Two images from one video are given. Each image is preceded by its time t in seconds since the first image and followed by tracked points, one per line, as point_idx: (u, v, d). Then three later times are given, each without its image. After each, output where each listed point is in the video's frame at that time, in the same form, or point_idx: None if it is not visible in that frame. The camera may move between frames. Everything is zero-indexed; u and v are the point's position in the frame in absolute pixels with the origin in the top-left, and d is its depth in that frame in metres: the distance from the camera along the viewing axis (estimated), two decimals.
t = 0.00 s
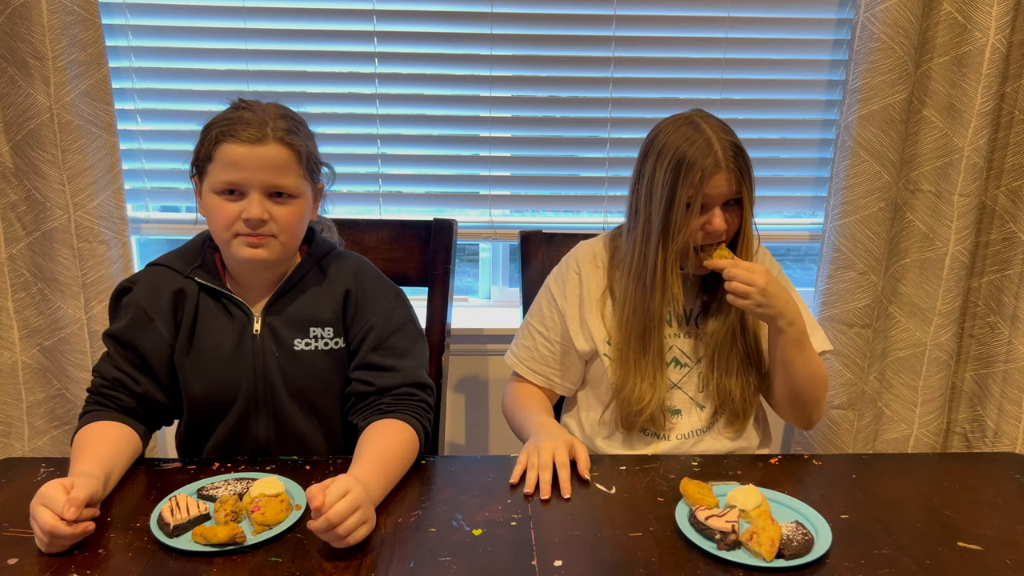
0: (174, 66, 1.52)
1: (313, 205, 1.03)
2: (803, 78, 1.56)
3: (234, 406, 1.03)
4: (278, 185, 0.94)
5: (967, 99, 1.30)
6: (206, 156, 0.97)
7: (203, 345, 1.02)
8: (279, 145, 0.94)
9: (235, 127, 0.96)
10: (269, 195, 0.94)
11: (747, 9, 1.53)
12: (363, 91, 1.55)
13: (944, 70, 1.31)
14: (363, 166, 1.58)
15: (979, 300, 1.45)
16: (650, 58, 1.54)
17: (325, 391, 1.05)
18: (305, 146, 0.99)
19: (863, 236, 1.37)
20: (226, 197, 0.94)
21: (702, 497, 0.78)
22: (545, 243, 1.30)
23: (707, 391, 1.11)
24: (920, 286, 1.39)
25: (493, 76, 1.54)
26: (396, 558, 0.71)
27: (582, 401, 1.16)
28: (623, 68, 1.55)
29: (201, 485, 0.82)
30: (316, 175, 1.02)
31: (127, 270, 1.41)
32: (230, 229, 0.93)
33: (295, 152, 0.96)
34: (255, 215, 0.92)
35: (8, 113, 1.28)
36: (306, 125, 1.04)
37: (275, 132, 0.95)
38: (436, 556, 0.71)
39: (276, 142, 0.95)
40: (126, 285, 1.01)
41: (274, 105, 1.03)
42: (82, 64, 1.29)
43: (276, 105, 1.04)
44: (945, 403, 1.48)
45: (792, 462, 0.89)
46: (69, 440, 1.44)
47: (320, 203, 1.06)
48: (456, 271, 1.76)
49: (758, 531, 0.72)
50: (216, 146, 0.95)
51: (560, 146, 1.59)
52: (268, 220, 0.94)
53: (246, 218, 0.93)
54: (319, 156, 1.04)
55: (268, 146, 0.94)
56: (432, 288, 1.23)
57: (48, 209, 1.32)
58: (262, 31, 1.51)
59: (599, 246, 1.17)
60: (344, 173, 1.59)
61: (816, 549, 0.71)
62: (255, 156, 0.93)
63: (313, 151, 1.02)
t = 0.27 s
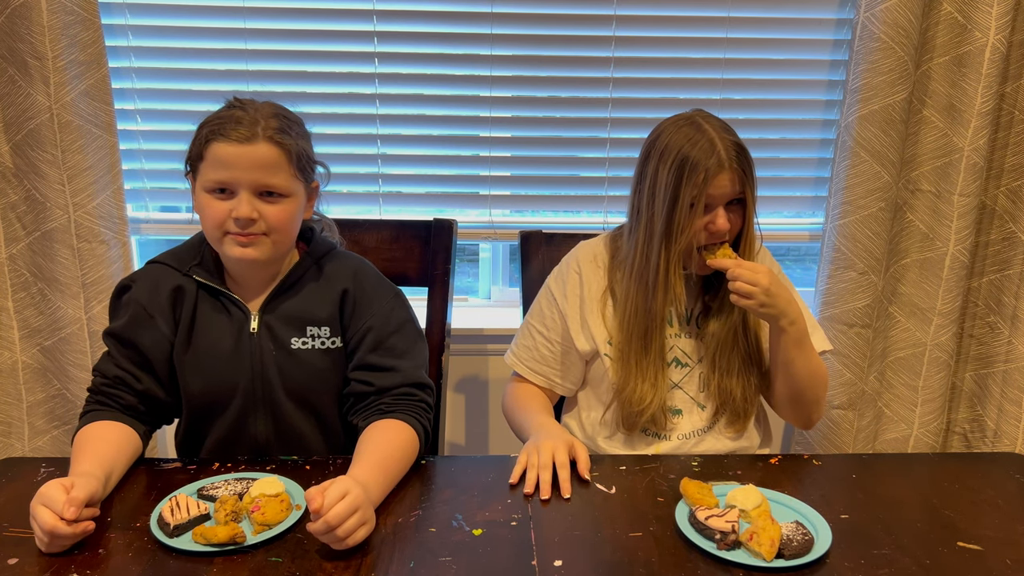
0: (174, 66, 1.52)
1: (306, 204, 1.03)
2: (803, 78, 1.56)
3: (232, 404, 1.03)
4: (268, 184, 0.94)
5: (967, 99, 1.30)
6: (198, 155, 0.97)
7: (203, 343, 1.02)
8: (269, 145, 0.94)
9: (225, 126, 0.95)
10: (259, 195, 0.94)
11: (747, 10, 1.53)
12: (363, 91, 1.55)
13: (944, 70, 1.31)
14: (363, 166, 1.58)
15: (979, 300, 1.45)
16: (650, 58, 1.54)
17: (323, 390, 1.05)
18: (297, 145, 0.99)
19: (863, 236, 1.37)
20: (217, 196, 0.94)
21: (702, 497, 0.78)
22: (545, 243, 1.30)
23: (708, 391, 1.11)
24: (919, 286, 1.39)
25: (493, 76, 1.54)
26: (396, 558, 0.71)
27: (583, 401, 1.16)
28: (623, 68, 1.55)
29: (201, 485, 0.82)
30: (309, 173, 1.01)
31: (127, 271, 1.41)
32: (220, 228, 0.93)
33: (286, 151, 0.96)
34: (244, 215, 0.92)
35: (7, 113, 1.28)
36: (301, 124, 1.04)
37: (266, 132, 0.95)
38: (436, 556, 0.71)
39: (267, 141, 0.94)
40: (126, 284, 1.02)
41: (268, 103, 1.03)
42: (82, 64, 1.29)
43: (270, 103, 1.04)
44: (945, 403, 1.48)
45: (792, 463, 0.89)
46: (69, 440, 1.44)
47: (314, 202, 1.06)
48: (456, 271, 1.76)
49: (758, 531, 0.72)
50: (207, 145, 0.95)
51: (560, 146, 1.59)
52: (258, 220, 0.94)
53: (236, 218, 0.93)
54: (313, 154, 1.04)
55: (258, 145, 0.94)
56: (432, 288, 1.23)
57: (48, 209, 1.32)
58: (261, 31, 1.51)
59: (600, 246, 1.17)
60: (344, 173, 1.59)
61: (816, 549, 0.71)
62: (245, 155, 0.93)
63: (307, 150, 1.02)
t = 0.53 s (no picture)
0: (173, 66, 1.52)
1: (298, 202, 1.03)
2: (803, 78, 1.56)
3: (228, 402, 1.03)
4: (258, 182, 0.94)
5: (967, 99, 1.30)
6: (190, 152, 0.97)
7: (197, 340, 1.02)
8: (260, 143, 0.94)
9: (217, 124, 0.95)
10: (250, 193, 0.94)
11: (747, 9, 1.53)
12: (363, 91, 1.55)
13: (944, 70, 1.31)
14: (363, 166, 1.58)
15: (979, 300, 1.45)
16: (650, 58, 1.54)
17: (320, 390, 1.05)
18: (289, 143, 0.98)
19: (863, 236, 1.37)
20: (207, 193, 0.94)
21: (702, 497, 0.78)
22: (545, 242, 1.30)
23: (708, 391, 1.11)
24: (920, 286, 1.39)
25: (493, 76, 1.54)
26: (396, 558, 0.71)
27: (583, 401, 1.16)
28: (623, 68, 1.55)
29: (201, 485, 0.82)
30: (301, 171, 1.01)
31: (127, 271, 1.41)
32: (211, 226, 0.93)
33: (277, 149, 0.95)
34: (234, 212, 0.92)
35: (8, 113, 1.28)
36: (294, 122, 1.04)
37: (257, 129, 0.95)
38: (436, 556, 0.71)
39: (258, 139, 0.94)
40: (121, 282, 1.02)
41: (261, 100, 1.02)
42: (82, 64, 1.29)
43: (265, 102, 1.03)
44: (945, 403, 1.48)
45: (791, 462, 0.89)
46: (69, 440, 1.44)
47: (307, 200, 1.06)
48: (456, 271, 1.76)
49: (758, 531, 0.72)
50: (198, 143, 0.95)
51: (560, 146, 1.59)
52: (248, 218, 0.94)
53: (226, 216, 0.93)
54: (306, 153, 1.03)
55: (249, 143, 0.93)
56: (432, 288, 1.23)
57: (48, 209, 1.32)
58: (261, 31, 1.51)
59: (601, 246, 1.17)
60: (344, 173, 1.59)
61: (816, 549, 0.71)
62: (235, 153, 0.92)
63: (299, 148, 1.01)
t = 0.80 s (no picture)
0: (173, 66, 1.52)
1: (294, 198, 1.03)
2: (803, 78, 1.56)
3: (225, 401, 1.03)
4: (255, 177, 0.94)
5: (967, 100, 1.30)
6: (186, 151, 0.97)
7: (195, 339, 1.02)
8: (255, 138, 0.94)
9: (211, 120, 0.96)
10: (247, 188, 0.94)
11: (747, 10, 1.53)
12: (363, 91, 1.55)
13: (945, 70, 1.31)
14: (363, 166, 1.58)
15: (979, 300, 1.45)
16: (650, 58, 1.54)
17: (317, 390, 1.05)
18: (284, 138, 0.99)
19: (863, 236, 1.37)
20: (205, 190, 0.94)
21: (702, 497, 0.78)
22: (545, 243, 1.30)
23: (708, 391, 1.11)
24: (920, 286, 1.39)
25: (493, 76, 1.54)
26: (396, 558, 0.71)
27: (583, 401, 1.16)
28: (623, 68, 1.55)
29: (201, 485, 0.82)
30: (297, 166, 1.01)
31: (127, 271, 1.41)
32: (210, 222, 0.93)
33: (272, 143, 0.96)
34: (232, 207, 0.92)
35: (7, 113, 1.28)
36: (288, 119, 1.04)
37: (251, 125, 0.95)
38: (436, 556, 0.71)
39: (253, 133, 0.95)
40: (117, 283, 1.02)
41: (254, 98, 1.03)
42: (82, 64, 1.29)
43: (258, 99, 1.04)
44: (945, 403, 1.48)
45: (791, 462, 0.89)
46: (69, 440, 1.44)
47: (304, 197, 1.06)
48: (456, 271, 1.76)
49: (758, 531, 0.72)
50: (194, 140, 0.95)
51: (560, 146, 1.59)
52: (247, 212, 0.94)
53: (224, 211, 0.93)
54: (300, 149, 1.04)
55: (244, 138, 0.94)
56: (432, 288, 1.23)
57: (48, 209, 1.32)
58: (261, 31, 1.51)
59: (601, 246, 1.17)
60: (344, 173, 1.59)
61: (816, 549, 0.71)
62: (231, 148, 0.93)
63: (294, 143, 1.01)
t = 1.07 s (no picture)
0: (174, 66, 1.52)
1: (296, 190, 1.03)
2: (803, 78, 1.56)
3: (227, 399, 1.03)
4: (254, 170, 0.94)
5: (967, 99, 1.30)
6: (185, 151, 0.97)
7: (198, 337, 1.02)
8: (251, 131, 0.95)
9: (207, 118, 0.96)
10: (248, 181, 0.94)
11: (747, 10, 1.53)
12: (363, 91, 1.55)
13: (944, 70, 1.31)
14: (363, 166, 1.58)
15: (979, 300, 1.45)
16: (650, 58, 1.54)
17: (320, 388, 1.05)
18: (281, 131, 0.99)
19: (863, 236, 1.37)
20: (206, 187, 0.94)
21: (703, 497, 0.78)
22: (545, 242, 1.30)
23: (709, 391, 1.11)
24: (920, 286, 1.39)
25: (493, 76, 1.54)
26: (396, 557, 0.71)
27: (583, 401, 1.16)
28: (623, 68, 1.55)
29: (201, 485, 0.82)
30: (297, 158, 1.01)
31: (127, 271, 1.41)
32: (213, 218, 0.93)
33: (269, 135, 0.96)
34: (234, 202, 0.92)
35: (7, 113, 1.28)
36: (284, 113, 1.04)
37: (248, 119, 0.96)
38: (436, 556, 0.71)
39: (249, 128, 0.95)
40: (120, 282, 1.02)
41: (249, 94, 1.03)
42: (82, 64, 1.29)
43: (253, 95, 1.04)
44: (945, 403, 1.48)
45: (791, 462, 0.89)
46: (69, 440, 1.44)
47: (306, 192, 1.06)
48: (456, 271, 1.76)
49: (758, 531, 0.72)
50: (191, 139, 0.95)
51: (560, 146, 1.58)
52: (248, 206, 0.94)
53: (227, 206, 0.93)
54: (299, 141, 1.03)
55: (241, 132, 0.94)
56: (432, 288, 1.23)
57: (48, 209, 1.32)
58: (261, 31, 1.51)
59: (601, 246, 1.17)
60: (344, 173, 1.59)
61: (816, 549, 0.71)
62: (228, 143, 0.93)
63: (292, 135, 1.02)
